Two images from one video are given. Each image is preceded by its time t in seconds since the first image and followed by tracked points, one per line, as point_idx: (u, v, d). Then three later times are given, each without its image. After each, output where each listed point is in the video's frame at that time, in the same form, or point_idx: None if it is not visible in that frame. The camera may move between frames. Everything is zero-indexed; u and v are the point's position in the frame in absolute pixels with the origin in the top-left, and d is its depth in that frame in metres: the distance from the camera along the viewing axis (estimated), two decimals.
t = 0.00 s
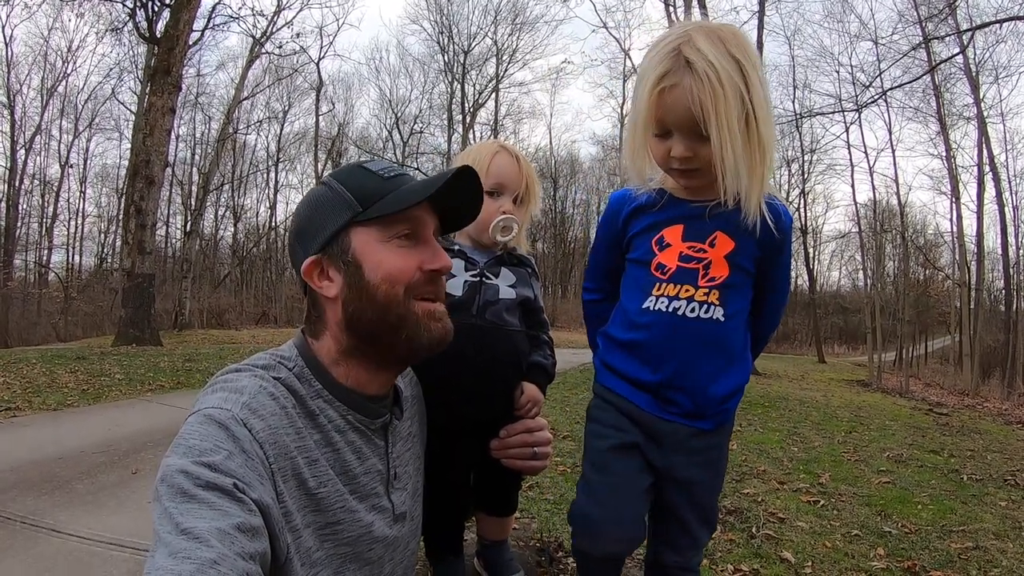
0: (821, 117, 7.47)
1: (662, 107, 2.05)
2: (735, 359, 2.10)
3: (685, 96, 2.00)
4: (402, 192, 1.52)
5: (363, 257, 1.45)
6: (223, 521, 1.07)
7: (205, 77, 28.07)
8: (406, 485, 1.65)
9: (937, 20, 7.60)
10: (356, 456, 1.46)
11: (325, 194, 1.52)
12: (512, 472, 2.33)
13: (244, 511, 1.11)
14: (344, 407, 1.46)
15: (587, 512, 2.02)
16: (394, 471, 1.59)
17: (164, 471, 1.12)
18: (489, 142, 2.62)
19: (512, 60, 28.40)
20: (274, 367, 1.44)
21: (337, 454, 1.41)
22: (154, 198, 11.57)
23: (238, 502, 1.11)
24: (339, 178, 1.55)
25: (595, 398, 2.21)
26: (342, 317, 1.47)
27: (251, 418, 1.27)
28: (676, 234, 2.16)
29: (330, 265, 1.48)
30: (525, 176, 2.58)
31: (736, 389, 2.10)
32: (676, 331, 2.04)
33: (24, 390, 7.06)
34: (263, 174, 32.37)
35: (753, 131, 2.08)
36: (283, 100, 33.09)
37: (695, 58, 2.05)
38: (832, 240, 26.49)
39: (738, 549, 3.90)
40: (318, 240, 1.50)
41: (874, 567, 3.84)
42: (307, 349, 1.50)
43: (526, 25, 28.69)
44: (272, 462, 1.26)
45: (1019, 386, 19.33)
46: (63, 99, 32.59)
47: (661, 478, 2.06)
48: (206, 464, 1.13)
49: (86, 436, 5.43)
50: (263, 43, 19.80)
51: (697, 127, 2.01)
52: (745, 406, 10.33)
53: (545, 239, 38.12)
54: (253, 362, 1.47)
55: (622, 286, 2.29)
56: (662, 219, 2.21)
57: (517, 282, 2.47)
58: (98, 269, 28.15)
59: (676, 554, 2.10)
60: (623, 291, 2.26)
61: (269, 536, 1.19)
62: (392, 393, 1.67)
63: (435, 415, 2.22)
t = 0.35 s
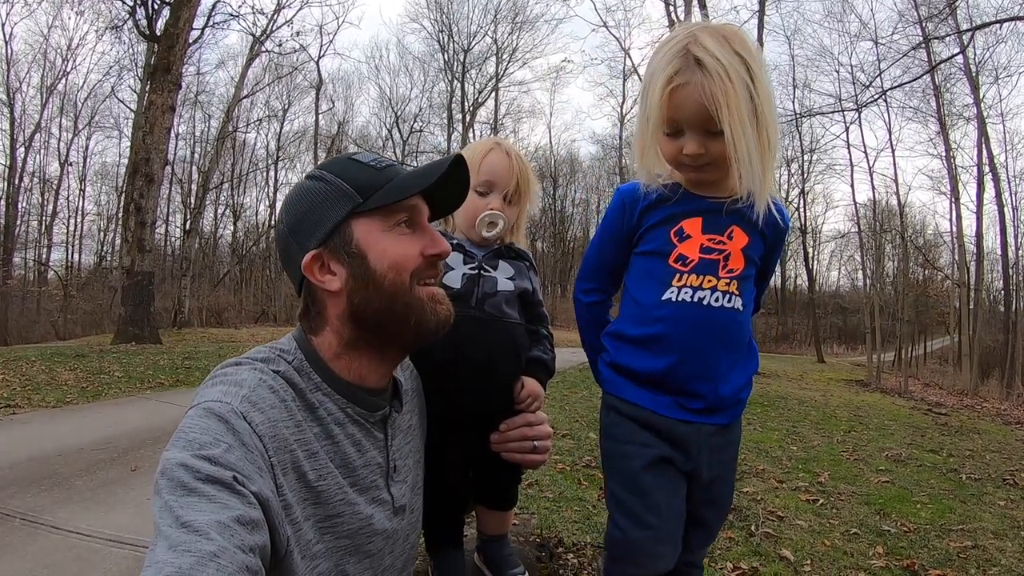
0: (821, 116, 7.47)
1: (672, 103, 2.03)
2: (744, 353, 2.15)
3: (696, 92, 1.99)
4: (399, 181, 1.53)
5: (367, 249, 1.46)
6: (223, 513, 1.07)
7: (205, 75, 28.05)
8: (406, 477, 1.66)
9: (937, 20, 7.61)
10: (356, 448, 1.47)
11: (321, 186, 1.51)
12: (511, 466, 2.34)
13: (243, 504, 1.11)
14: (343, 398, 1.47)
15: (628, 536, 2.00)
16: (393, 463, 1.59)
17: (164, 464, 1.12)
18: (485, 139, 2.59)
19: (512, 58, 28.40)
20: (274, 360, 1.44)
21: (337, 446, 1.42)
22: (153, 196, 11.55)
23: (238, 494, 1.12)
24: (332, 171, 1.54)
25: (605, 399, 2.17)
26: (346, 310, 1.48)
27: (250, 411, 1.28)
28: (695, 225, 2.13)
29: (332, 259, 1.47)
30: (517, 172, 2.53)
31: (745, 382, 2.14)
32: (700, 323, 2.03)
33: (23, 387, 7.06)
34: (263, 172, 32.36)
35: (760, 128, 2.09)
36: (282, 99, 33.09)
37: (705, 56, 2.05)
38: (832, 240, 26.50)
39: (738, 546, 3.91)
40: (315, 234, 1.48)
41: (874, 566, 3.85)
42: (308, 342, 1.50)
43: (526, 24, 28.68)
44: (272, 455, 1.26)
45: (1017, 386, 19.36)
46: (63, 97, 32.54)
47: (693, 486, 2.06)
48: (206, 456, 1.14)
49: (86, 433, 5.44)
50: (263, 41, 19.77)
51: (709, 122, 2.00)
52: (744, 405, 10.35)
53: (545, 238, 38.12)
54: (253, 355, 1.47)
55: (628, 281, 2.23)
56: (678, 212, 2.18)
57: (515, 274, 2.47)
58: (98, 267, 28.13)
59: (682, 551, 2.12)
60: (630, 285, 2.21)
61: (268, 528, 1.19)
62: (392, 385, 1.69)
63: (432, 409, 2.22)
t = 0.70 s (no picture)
0: (820, 120, 7.48)
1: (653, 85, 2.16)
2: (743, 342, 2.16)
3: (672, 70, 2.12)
4: (395, 172, 1.54)
5: (366, 240, 1.47)
6: (222, 503, 1.07)
7: (205, 78, 28.08)
8: (406, 469, 1.66)
9: (935, 25, 7.64)
10: (356, 439, 1.47)
11: (315, 178, 1.50)
12: (509, 460, 2.34)
13: (243, 493, 1.11)
14: (343, 391, 1.47)
15: (629, 535, 2.00)
16: (393, 455, 1.60)
17: (164, 454, 1.13)
18: (477, 138, 2.58)
19: (512, 63, 28.47)
20: (273, 351, 1.45)
21: (336, 437, 1.42)
22: (152, 198, 11.55)
23: (237, 484, 1.12)
24: (327, 162, 1.53)
25: (602, 394, 2.17)
26: (346, 301, 1.48)
27: (250, 401, 1.28)
28: (692, 216, 2.14)
29: (331, 251, 1.47)
30: (505, 171, 2.50)
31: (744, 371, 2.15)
32: (697, 312, 2.04)
33: (21, 388, 7.05)
34: (262, 175, 32.36)
35: (738, 108, 2.15)
36: (282, 102, 33.16)
37: (682, 40, 2.17)
38: (830, 244, 26.54)
39: (736, 548, 3.91)
40: (315, 227, 1.48)
41: (871, 567, 3.85)
42: (307, 334, 1.51)
43: (526, 29, 28.76)
44: (272, 445, 1.27)
45: (1015, 391, 19.38)
46: (62, 99, 32.55)
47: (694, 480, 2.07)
48: (206, 445, 1.14)
49: (84, 434, 5.43)
50: (263, 44, 19.80)
51: (683, 97, 2.10)
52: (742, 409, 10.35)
53: (544, 242, 38.13)
54: (253, 346, 1.47)
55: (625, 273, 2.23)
56: (675, 202, 2.18)
57: (513, 268, 2.48)
58: (96, 270, 28.09)
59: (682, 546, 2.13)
60: (628, 276, 2.21)
61: (268, 518, 1.19)
62: (391, 377, 1.69)
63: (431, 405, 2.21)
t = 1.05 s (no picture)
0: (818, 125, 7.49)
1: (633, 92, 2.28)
2: (729, 356, 2.13)
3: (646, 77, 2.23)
4: (388, 179, 1.54)
5: (362, 248, 1.46)
6: (219, 513, 1.07)
7: (205, 81, 28.13)
8: (403, 478, 1.66)
9: (933, 30, 7.67)
10: (353, 448, 1.46)
11: (307, 189, 1.49)
12: (507, 468, 2.33)
13: (239, 505, 1.11)
14: (339, 400, 1.47)
15: (615, 535, 2.00)
16: (391, 464, 1.59)
17: (159, 465, 1.12)
18: (471, 145, 2.56)
19: (511, 67, 28.54)
20: (269, 361, 1.44)
21: (334, 446, 1.42)
22: (151, 202, 11.56)
23: (233, 494, 1.11)
24: (319, 173, 1.52)
25: (592, 402, 2.17)
26: (342, 311, 1.48)
27: (246, 411, 1.28)
28: (679, 228, 2.13)
29: (327, 262, 1.46)
30: (502, 178, 2.49)
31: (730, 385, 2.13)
32: (678, 325, 2.04)
33: (19, 392, 7.03)
34: (262, 179, 32.38)
35: (717, 113, 2.16)
36: (282, 106, 33.23)
37: (667, 49, 2.25)
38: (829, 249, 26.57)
39: (734, 554, 3.90)
40: (309, 237, 1.46)
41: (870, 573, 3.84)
42: (303, 344, 1.50)
43: (525, 33, 28.85)
44: (268, 455, 1.26)
45: (1014, 396, 19.39)
46: (62, 102, 32.57)
47: (679, 486, 2.05)
48: (201, 456, 1.14)
49: (82, 438, 5.42)
50: (263, 48, 19.81)
51: (655, 102, 2.19)
52: (741, 414, 10.34)
53: (543, 246, 38.17)
54: (248, 356, 1.47)
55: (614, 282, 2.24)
56: (663, 212, 2.18)
57: (511, 276, 2.47)
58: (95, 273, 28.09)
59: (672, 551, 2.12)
60: (616, 286, 2.22)
61: (265, 528, 1.19)
62: (388, 386, 1.68)
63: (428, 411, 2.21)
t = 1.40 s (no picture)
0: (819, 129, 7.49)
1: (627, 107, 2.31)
2: (730, 356, 2.10)
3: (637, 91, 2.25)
4: (392, 180, 1.54)
5: (368, 248, 1.46)
6: (222, 514, 1.06)
7: (205, 82, 28.14)
8: (407, 479, 1.66)
9: (934, 33, 7.66)
10: (356, 448, 1.46)
11: (311, 188, 1.49)
12: (510, 471, 2.34)
13: (242, 505, 1.11)
14: (343, 401, 1.47)
15: (606, 526, 1.99)
16: (395, 465, 1.59)
17: (162, 465, 1.12)
18: (479, 147, 2.57)
19: (512, 69, 28.56)
20: (272, 361, 1.44)
21: (337, 446, 1.42)
22: (151, 202, 11.56)
23: (237, 494, 1.11)
24: (324, 174, 1.52)
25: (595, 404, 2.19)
26: (349, 311, 1.47)
27: (250, 410, 1.28)
28: (674, 231, 2.14)
29: (332, 263, 1.46)
30: (510, 180, 2.50)
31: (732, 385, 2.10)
32: (673, 325, 2.04)
33: (19, 391, 7.03)
34: (262, 180, 32.39)
35: (708, 120, 2.17)
36: (282, 107, 33.25)
37: (656, 60, 2.26)
38: (829, 252, 26.56)
39: (734, 556, 3.89)
40: (313, 236, 1.46)
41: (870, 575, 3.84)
42: (307, 344, 1.49)
43: (526, 35, 28.87)
44: (271, 455, 1.26)
45: (1014, 399, 19.37)
46: (63, 102, 32.59)
47: (674, 484, 2.03)
48: (204, 456, 1.13)
49: (82, 437, 5.42)
50: (264, 50, 19.80)
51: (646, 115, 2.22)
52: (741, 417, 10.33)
53: (542, 249, 38.17)
54: (251, 356, 1.47)
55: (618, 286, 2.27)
56: (658, 217, 2.20)
57: (517, 279, 2.47)
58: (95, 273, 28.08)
59: (669, 554, 2.11)
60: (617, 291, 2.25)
61: (268, 528, 1.18)
62: (392, 386, 1.68)
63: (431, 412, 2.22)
